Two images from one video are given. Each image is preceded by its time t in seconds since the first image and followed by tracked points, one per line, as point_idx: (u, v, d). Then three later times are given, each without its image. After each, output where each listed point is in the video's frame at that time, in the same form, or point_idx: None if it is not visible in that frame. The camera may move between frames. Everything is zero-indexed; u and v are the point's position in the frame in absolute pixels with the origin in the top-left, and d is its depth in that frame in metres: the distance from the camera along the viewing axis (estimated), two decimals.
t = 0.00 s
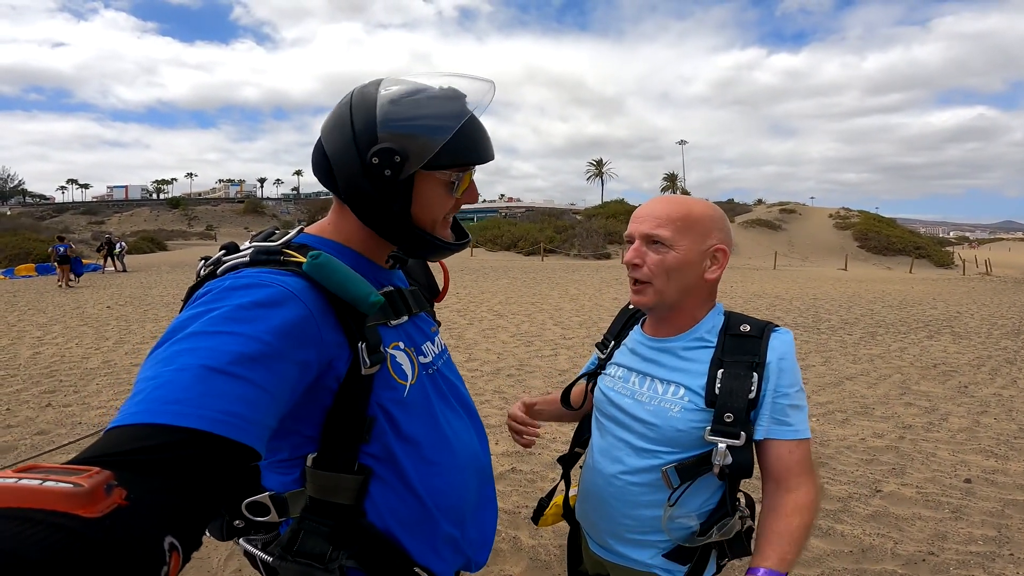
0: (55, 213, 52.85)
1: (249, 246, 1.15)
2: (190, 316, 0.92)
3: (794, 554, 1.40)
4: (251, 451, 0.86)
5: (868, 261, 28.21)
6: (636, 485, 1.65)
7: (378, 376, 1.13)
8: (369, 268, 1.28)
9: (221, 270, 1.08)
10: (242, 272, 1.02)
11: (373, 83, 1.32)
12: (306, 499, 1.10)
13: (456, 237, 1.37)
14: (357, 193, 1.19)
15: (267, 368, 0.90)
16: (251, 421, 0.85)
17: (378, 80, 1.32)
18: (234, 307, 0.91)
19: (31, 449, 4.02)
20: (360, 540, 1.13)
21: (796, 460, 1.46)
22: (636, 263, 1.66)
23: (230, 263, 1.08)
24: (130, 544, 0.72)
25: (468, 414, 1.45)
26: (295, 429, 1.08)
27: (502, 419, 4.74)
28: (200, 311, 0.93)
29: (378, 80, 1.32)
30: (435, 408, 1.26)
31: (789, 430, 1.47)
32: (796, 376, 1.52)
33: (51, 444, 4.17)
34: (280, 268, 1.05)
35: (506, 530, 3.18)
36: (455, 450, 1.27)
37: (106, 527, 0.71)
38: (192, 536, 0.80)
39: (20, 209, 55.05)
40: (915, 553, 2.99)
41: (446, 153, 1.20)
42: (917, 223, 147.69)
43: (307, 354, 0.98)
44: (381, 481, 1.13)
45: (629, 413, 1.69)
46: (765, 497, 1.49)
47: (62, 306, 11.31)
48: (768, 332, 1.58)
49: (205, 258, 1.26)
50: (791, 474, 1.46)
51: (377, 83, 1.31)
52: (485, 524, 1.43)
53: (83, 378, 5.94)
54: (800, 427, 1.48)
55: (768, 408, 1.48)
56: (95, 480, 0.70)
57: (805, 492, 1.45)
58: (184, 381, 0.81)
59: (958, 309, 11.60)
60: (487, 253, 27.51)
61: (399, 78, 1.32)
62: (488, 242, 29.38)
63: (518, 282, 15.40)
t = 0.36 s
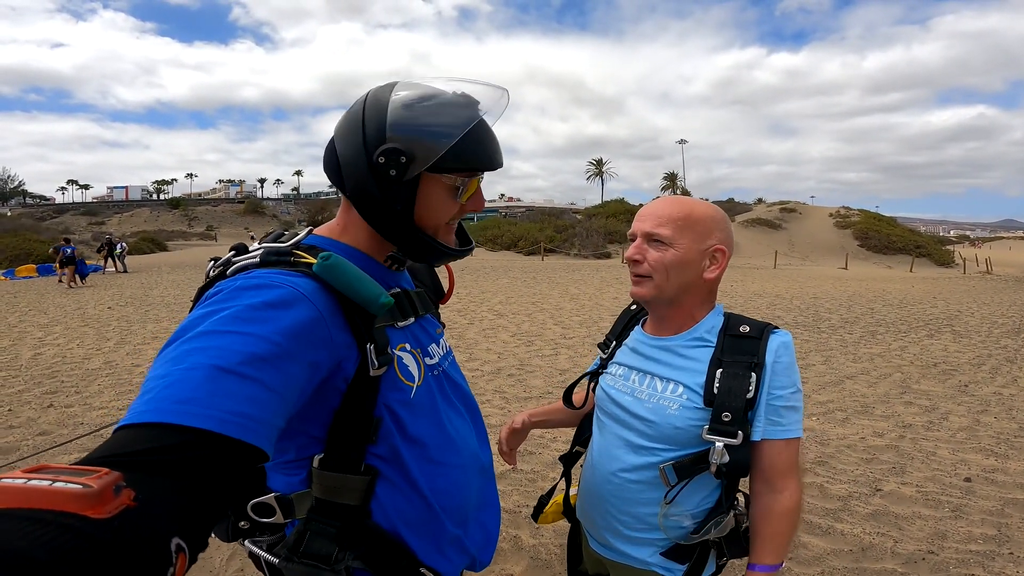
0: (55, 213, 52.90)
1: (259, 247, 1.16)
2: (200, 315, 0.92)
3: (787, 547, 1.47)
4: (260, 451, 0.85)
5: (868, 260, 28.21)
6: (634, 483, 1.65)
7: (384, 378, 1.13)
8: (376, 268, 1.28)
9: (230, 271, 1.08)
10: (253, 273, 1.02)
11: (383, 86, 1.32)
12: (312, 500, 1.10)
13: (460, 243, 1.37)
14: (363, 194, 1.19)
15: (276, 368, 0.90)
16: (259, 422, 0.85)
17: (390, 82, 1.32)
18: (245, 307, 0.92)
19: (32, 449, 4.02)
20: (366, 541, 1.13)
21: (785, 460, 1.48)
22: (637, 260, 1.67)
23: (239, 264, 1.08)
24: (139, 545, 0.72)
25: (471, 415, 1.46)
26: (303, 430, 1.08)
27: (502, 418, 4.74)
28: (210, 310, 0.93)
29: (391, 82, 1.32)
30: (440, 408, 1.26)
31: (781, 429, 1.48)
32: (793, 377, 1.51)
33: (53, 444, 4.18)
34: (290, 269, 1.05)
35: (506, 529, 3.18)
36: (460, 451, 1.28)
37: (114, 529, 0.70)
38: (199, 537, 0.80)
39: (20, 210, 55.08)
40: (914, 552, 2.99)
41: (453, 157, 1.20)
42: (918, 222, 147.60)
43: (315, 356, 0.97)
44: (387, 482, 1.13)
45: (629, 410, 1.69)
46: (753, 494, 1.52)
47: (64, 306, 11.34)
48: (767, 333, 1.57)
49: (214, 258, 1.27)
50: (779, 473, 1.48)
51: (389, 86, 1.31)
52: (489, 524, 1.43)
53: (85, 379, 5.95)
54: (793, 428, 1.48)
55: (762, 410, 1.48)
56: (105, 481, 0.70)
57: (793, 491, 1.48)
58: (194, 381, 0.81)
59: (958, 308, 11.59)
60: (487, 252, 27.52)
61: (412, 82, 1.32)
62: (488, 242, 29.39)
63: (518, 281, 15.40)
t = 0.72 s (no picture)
0: (72, 216, 53.66)
1: (259, 246, 1.15)
2: (199, 313, 0.92)
3: (791, 550, 1.43)
4: (257, 451, 0.85)
5: (882, 254, 27.86)
6: (634, 479, 1.64)
7: (384, 377, 1.13)
8: (377, 267, 1.27)
9: (230, 269, 1.08)
10: (252, 271, 1.02)
11: (381, 84, 1.32)
12: (309, 501, 1.08)
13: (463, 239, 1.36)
14: (365, 191, 1.18)
15: (275, 367, 0.90)
16: (257, 422, 0.84)
17: (388, 82, 1.32)
18: (243, 305, 0.91)
19: (48, 448, 4.08)
20: (363, 541, 1.13)
21: (789, 457, 1.46)
22: (639, 256, 1.65)
23: (239, 261, 1.08)
24: (131, 546, 0.71)
25: (471, 415, 1.45)
26: (301, 429, 1.08)
27: (511, 416, 4.74)
28: (209, 308, 0.93)
29: (388, 81, 1.32)
30: (440, 408, 1.26)
31: (785, 426, 1.46)
32: (796, 372, 1.49)
33: (68, 444, 4.23)
34: (289, 268, 1.05)
35: (514, 527, 3.17)
36: (459, 452, 1.27)
37: (107, 529, 0.70)
38: (193, 537, 0.80)
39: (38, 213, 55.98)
40: (928, 550, 2.94)
41: (453, 151, 1.19)
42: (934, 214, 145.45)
43: (314, 355, 0.97)
44: (385, 482, 1.12)
45: (629, 406, 1.68)
46: (757, 491, 1.50)
47: (80, 308, 11.50)
48: (769, 327, 1.55)
49: (215, 257, 1.27)
50: (784, 472, 1.45)
51: (387, 85, 1.31)
52: (488, 524, 1.42)
53: (100, 380, 6.03)
54: (797, 425, 1.46)
55: (765, 405, 1.46)
56: (98, 480, 0.71)
57: (798, 490, 1.45)
58: (191, 380, 0.81)
59: (975, 301, 11.40)
60: (497, 250, 27.52)
61: (409, 80, 1.31)
62: (497, 239, 29.40)
63: (528, 278, 15.40)
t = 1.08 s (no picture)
0: (85, 219, 54.32)
1: (260, 242, 1.16)
2: (202, 310, 0.92)
3: (786, 549, 1.41)
4: (260, 448, 0.85)
5: (893, 253, 27.59)
6: (634, 478, 1.63)
7: (384, 374, 1.13)
8: (379, 264, 1.28)
9: (233, 265, 1.09)
10: (254, 267, 1.02)
11: (383, 84, 1.32)
12: (307, 496, 1.08)
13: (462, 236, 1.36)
14: (367, 185, 1.18)
15: (278, 364, 0.90)
16: (260, 419, 0.85)
17: (389, 81, 1.32)
18: (247, 302, 0.92)
19: (59, 447, 4.14)
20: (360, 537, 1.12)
21: (789, 456, 1.44)
22: (663, 259, 1.59)
23: (242, 257, 1.09)
24: (135, 542, 0.72)
25: (470, 413, 1.45)
26: (301, 425, 1.09)
27: (516, 416, 4.73)
28: (212, 305, 0.93)
29: (389, 81, 1.32)
30: (439, 406, 1.26)
31: (785, 423, 1.44)
32: (797, 368, 1.48)
33: (78, 444, 4.28)
34: (292, 264, 1.05)
35: (517, 527, 3.16)
36: (458, 450, 1.27)
37: (110, 525, 0.70)
38: (196, 532, 0.80)
39: (52, 216, 56.72)
40: (937, 551, 2.91)
41: (455, 144, 1.20)
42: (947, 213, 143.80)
43: (317, 352, 0.97)
44: (383, 478, 1.13)
45: (628, 404, 1.67)
46: (756, 490, 1.49)
47: (93, 310, 11.65)
48: (768, 323, 1.55)
49: (215, 254, 1.29)
50: (782, 470, 1.44)
51: (388, 84, 1.31)
52: (485, 522, 1.43)
53: (111, 380, 6.10)
54: (797, 422, 1.45)
55: (765, 402, 1.45)
56: (103, 476, 0.70)
57: (797, 489, 1.43)
58: (196, 377, 0.81)
59: (988, 300, 11.25)
60: (505, 251, 27.53)
61: (411, 79, 1.31)
62: (505, 240, 29.43)
63: (534, 279, 15.38)
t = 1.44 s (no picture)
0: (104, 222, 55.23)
1: (259, 245, 1.16)
2: (202, 315, 0.92)
3: (813, 546, 1.40)
4: (261, 452, 0.86)
5: (911, 250, 27.18)
6: (643, 484, 1.62)
7: (383, 378, 1.12)
8: (380, 268, 1.28)
9: (232, 268, 1.09)
10: (254, 271, 1.03)
11: (380, 85, 1.29)
12: (305, 500, 1.09)
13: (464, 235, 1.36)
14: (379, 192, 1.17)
15: (278, 368, 0.90)
16: (261, 423, 0.85)
17: (386, 82, 1.30)
18: (247, 307, 0.92)
19: (76, 447, 4.20)
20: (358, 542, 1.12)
21: (803, 453, 1.42)
22: (658, 286, 1.56)
23: (241, 261, 1.09)
24: (133, 544, 0.72)
25: (468, 415, 1.45)
26: (299, 429, 1.09)
27: (526, 417, 4.73)
28: (212, 310, 0.93)
29: (386, 81, 1.30)
30: (440, 410, 1.26)
31: (796, 422, 1.43)
32: (803, 367, 1.46)
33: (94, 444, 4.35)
34: (291, 267, 1.05)
35: (525, 528, 3.16)
36: (457, 452, 1.27)
37: (109, 527, 0.71)
38: (195, 535, 0.81)
39: (72, 220, 57.75)
40: (953, 553, 2.85)
41: (462, 151, 1.22)
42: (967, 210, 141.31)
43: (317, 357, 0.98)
44: (382, 482, 1.12)
45: (634, 411, 1.66)
46: (774, 489, 1.46)
47: (110, 311, 11.83)
48: (772, 322, 1.52)
49: (216, 256, 1.29)
50: (799, 470, 1.42)
51: (388, 85, 1.28)
52: (484, 526, 1.42)
53: (127, 381, 6.18)
54: (808, 422, 1.43)
55: (775, 403, 1.43)
56: (100, 479, 0.71)
57: (817, 485, 1.41)
58: (197, 381, 0.82)
59: (1009, 298, 11.02)
60: (517, 251, 27.53)
61: (407, 79, 1.30)
62: (516, 241, 29.42)
63: (546, 279, 15.36)
